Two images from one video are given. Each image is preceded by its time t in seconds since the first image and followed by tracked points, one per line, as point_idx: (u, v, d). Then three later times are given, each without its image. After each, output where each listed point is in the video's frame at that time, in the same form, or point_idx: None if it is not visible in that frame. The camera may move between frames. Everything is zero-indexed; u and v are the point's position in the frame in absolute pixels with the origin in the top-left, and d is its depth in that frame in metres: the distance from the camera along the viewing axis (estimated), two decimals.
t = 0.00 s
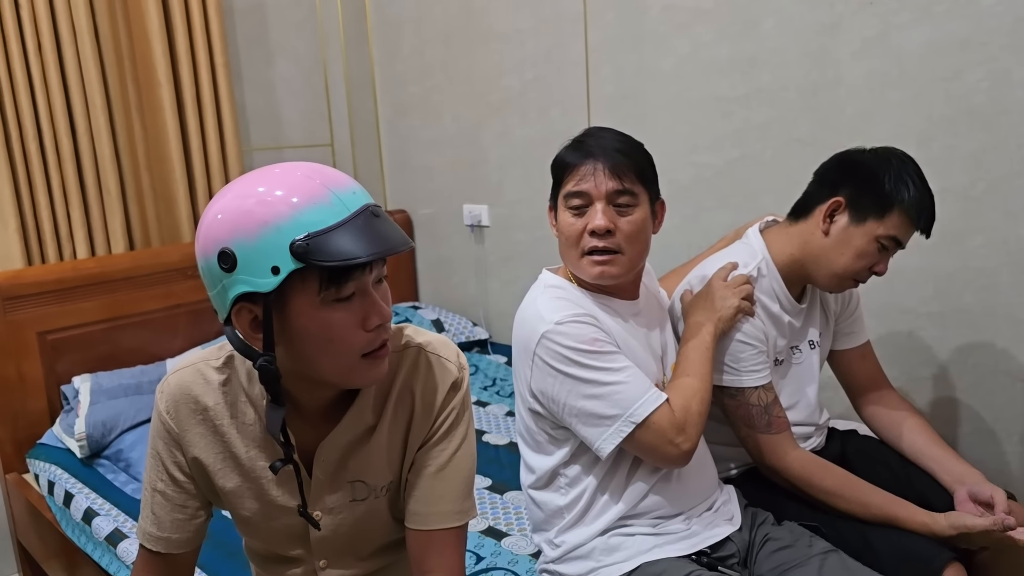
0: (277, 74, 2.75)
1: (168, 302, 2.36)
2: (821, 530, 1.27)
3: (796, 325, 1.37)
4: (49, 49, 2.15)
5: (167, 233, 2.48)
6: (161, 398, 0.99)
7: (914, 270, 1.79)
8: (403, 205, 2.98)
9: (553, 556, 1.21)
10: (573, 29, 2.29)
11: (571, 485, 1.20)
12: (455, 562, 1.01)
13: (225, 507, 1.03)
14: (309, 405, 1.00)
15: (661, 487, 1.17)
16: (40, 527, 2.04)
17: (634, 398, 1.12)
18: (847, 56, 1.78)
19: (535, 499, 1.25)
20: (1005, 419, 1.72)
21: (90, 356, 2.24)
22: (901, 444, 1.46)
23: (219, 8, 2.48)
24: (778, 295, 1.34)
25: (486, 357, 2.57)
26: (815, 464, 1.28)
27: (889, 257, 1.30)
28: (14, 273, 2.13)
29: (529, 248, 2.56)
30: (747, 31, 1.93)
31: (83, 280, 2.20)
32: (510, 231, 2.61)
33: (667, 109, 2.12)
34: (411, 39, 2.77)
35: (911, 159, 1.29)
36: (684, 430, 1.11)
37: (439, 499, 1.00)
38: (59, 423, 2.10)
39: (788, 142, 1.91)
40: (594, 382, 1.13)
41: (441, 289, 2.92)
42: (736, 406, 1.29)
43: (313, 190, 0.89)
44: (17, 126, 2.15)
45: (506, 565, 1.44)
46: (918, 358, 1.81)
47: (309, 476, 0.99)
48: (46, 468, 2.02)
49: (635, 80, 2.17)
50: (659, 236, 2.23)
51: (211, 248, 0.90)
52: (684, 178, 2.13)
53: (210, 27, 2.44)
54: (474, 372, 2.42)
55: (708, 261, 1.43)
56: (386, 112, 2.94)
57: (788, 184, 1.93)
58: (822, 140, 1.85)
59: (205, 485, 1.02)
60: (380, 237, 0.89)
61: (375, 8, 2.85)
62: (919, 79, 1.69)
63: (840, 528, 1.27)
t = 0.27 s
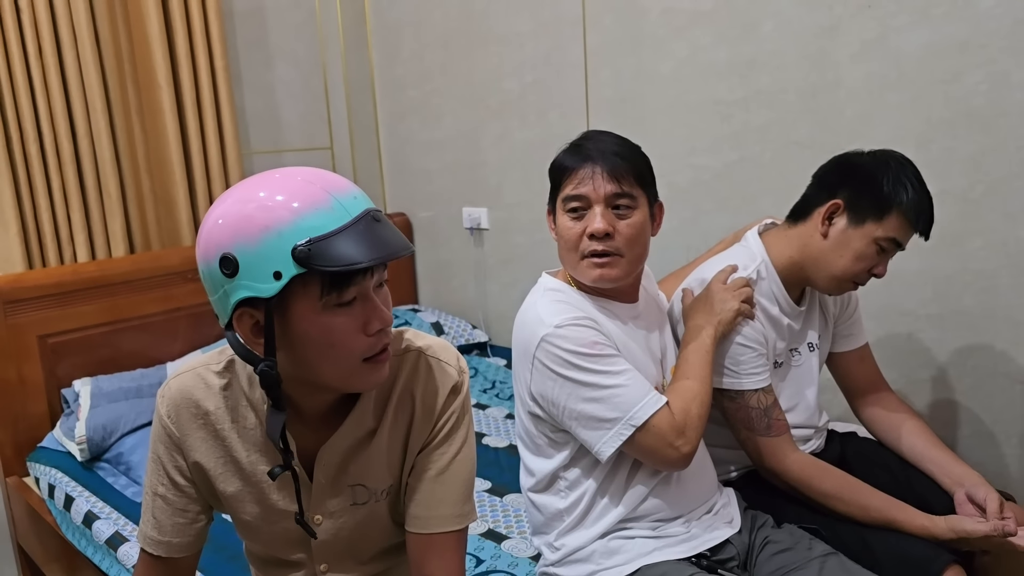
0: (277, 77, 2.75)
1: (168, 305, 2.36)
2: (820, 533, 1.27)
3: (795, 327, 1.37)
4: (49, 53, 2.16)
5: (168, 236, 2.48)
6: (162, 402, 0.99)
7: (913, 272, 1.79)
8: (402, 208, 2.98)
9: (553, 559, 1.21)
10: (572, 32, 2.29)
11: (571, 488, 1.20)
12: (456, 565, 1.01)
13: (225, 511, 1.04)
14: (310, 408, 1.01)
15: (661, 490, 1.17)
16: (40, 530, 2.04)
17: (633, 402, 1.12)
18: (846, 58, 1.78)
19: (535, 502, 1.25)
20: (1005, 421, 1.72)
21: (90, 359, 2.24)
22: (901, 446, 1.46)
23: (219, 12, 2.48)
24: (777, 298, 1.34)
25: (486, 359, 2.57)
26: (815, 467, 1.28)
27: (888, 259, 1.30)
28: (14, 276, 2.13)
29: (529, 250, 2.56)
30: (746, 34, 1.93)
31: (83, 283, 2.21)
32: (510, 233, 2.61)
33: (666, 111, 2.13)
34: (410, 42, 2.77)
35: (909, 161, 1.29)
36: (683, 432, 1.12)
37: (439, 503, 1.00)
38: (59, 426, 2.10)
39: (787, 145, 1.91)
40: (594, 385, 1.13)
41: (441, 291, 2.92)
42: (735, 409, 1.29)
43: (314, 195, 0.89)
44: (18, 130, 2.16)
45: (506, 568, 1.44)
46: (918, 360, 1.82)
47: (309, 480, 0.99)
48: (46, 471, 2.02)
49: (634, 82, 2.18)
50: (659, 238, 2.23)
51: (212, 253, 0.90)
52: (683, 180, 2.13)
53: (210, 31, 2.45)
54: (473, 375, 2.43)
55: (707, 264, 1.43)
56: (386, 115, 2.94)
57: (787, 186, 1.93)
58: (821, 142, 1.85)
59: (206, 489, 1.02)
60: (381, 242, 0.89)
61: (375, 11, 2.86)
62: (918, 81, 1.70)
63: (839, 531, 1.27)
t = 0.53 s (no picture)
0: (275, 81, 2.76)
1: (166, 308, 2.36)
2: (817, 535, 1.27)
3: (791, 329, 1.38)
4: (47, 58, 2.16)
5: (165, 239, 2.48)
6: (159, 406, 0.99)
7: (909, 274, 1.79)
8: (400, 210, 2.99)
9: (550, 561, 1.21)
10: (569, 35, 2.30)
11: (568, 491, 1.21)
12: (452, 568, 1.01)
13: (223, 514, 1.04)
14: (307, 412, 1.01)
15: (657, 493, 1.18)
16: (38, 533, 2.04)
17: (628, 405, 1.12)
18: (841, 61, 1.79)
19: (532, 504, 1.25)
20: (1001, 422, 1.73)
21: (88, 362, 2.24)
22: (897, 447, 1.47)
23: (216, 16, 2.49)
24: (773, 300, 1.35)
25: (484, 361, 2.58)
26: (811, 468, 1.28)
27: (883, 260, 1.30)
28: (12, 280, 2.13)
29: (526, 252, 2.56)
30: (741, 37, 1.94)
31: (81, 286, 2.21)
32: (507, 236, 2.62)
33: (662, 114, 2.13)
34: (407, 45, 2.78)
35: (903, 162, 1.29)
36: (680, 435, 1.12)
37: (436, 505, 1.00)
38: (57, 429, 2.10)
39: (783, 147, 1.92)
40: (589, 388, 1.13)
41: (438, 294, 2.92)
42: (732, 411, 1.29)
43: (310, 199, 0.89)
44: (16, 134, 2.16)
45: (503, 570, 1.44)
46: (914, 362, 1.82)
47: (306, 484, 0.99)
48: (44, 474, 2.02)
49: (630, 85, 2.18)
50: (655, 240, 2.23)
51: (210, 257, 0.90)
52: (680, 183, 2.13)
53: (207, 35, 2.45)
54: (471, 377, 2.43)
55: (702, 266, 1.44)
56: (383, 118, 2.95)
57: (783, 188, 1.94)
58: (817, 144, 1.86)
59: (203, 493, 1.02)
60: (377, 246, 0.90)
61: (371, 14, 2.86)
62: (913, 83, 1.70)
63: (836, 533, 1.27)
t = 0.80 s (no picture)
0: (274, 83, 2.76)
1: (166, 311, 2.36)
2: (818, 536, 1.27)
3: (792, 330, 1.37)
4: (46, 61, 2.16)
5: (165, 242, 2.48)
6: (160, 409, 0.99)
7: (909, 275, 1.79)
8: (400, 212, 2.98)
9: (551, 563, 1.21)
10: (568, 36, 2.30)
11: (568, 492, 1.20)
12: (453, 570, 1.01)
13: (223, 517, 1.04)
14: (308, 414, 1.01)
15: (657, 495, 1.18)
16: (39, 536, 2.04)
17: (627, 406, 1.12)
18: (840, 62, 1.79)
19: (532, 506, 1.25)
20: (1001, 423, 1.72)
21: (88, 365, 2.24)
22: (897, 448, 1.46)
23: (215, 18, 2.49)
24: (773, 301, 1.35)
25: (484, 363, 2.57)
26: (812, 470, 1.28)
27: (882, 260, 1.30)
28: (12, 283, 2.13)
29: (526, 254, 2.56)
30: (740, 38, 1.94)
31: (81, 289, 2.21)
32: (507, 237, 2.62)
33: (662, 115, 2.13)
34: (406, 47, 2.78)
35: (900, 162, 1.29)
36: (679, 436, 1.12)
37: (437, 508, 1.00)
38: (57, 432, 2.10)
39: (782, 148, 1.92)
40: (589, 389, 1.13)
41: (438, 295, 2.92)
42: (732, 412, 1.29)
43: (311, 201, 0.89)
44: (15, 137, 2.16)
45: (504, 572, 1.44)
46: (914, 363, 1.82)
47: (307, 486, 0.99)
48: (44, 477, 2.02)
49: (629, 86, 2.18)
50: (655, 242, 2.23)
51: (210, 260, 0.90)
52: (680, 184, 2.13)
53: (206, 37, 2.45)
54: (471, 379, 2.43)
55: (702, 268, 1.44)
56: (382, 120, 2.94)
57: (782, 189, 1.94)
58: (816, 145, 1.86)
59: (204, 496, 1.02)
60: (378, 248, 0.90)
61: (371, 16, 2.86)
62: (912, 84, 1.70)
63: (837, 534, 1.27)
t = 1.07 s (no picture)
0: (272, 84, 2.76)
1: (165, 312, 2.36)
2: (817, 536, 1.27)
3: (791, 329, 1.37)
4: (45, 62, 2.16)
5: (164, 243, 2.48)
6: (158, 410, 0.99)
7: (908, 274, 1.79)
8: (399, 213, 2.98)
9: (550, 563, 1.21)
10: (567, 37, 2.30)
11: (566, 493, 1.20)
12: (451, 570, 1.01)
13: (222, 518, 1.03)
14: (307, 415, 1.01)
15: (656, 495, 1.17)
16: (38, 538, 2.04)
17: (623, 406, 1.12)
18: (839, 62, 1.79)
19: (531, 506, 1.25)
20: (1001, 422, 1.72)
21: (87, 367, 2.24)
22: (897, 448, 1.46)
23: (214, 19, 2.49)
24: (772, 301, 1.35)
25: (483, 364, 2.57)
26: (811, 469, 1.28)
27: (881, 259, 1.30)
28: (10, 284, 2.13)
29: (525, 254, 2.56)
30: (739, 38, 1.94)
31: (80, 290, 2.20)
32: (506, 238, 2.61)
33: (661, 115, 2.13)
34: (405, 48, 2.78)
35: (897, 161, 1.29)
36: (676, 436, 1.11)
37: (436, 508, 1.00)
38: (56, 434, 2.10)
39: (781, 148, 1.92)
40: (585, 389, 1.13)
41: (438, 296, 2.92)
42: (731, 412, 1.29)
43: (310, 201, 0.89)
44: (14, 138, 2.16)
45: (503, 573, 1.44)
46: (913, 362, 1.82)
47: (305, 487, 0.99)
48: (43, 479, 2.02)
49: (628, 86, 2.18)
50: (654, 241, 2.23)
51: (209, 260, 0.90)
52: (679, 184, 2.13)
53: (205, 38, 2.45)
54: (471, 380, 2.43)
55: (701, 267, 1.44)
56: (381, 121, 2.94)
57: (781, 189, 1.94)
58: (815, 145, 1.86)
59: (202, 497, 1.02)
60: (377, 247, 0.89)
61: (369, 17, 2.87)
62: (912, 84, 1.70)
63: (836, 533, 1.27)
